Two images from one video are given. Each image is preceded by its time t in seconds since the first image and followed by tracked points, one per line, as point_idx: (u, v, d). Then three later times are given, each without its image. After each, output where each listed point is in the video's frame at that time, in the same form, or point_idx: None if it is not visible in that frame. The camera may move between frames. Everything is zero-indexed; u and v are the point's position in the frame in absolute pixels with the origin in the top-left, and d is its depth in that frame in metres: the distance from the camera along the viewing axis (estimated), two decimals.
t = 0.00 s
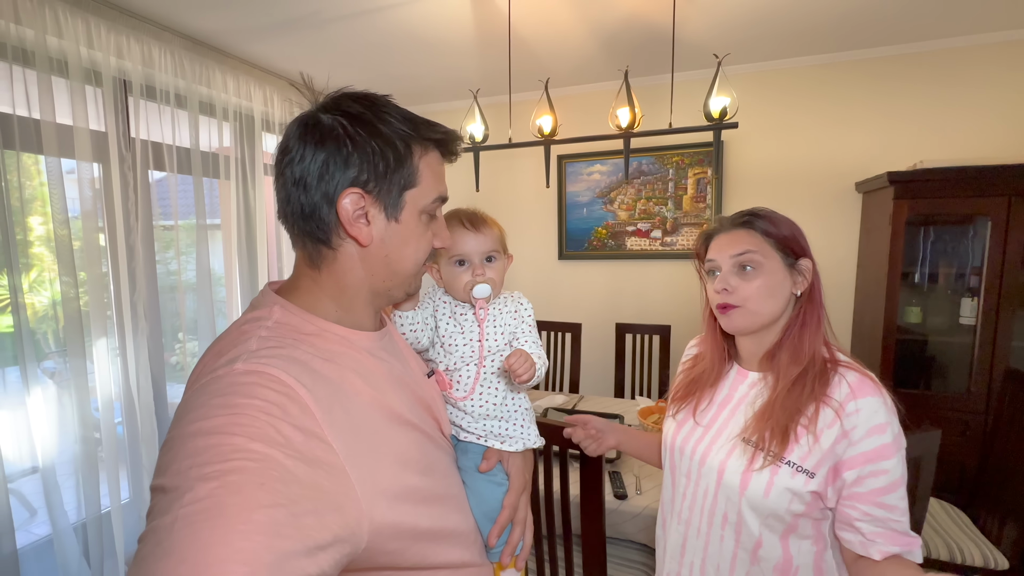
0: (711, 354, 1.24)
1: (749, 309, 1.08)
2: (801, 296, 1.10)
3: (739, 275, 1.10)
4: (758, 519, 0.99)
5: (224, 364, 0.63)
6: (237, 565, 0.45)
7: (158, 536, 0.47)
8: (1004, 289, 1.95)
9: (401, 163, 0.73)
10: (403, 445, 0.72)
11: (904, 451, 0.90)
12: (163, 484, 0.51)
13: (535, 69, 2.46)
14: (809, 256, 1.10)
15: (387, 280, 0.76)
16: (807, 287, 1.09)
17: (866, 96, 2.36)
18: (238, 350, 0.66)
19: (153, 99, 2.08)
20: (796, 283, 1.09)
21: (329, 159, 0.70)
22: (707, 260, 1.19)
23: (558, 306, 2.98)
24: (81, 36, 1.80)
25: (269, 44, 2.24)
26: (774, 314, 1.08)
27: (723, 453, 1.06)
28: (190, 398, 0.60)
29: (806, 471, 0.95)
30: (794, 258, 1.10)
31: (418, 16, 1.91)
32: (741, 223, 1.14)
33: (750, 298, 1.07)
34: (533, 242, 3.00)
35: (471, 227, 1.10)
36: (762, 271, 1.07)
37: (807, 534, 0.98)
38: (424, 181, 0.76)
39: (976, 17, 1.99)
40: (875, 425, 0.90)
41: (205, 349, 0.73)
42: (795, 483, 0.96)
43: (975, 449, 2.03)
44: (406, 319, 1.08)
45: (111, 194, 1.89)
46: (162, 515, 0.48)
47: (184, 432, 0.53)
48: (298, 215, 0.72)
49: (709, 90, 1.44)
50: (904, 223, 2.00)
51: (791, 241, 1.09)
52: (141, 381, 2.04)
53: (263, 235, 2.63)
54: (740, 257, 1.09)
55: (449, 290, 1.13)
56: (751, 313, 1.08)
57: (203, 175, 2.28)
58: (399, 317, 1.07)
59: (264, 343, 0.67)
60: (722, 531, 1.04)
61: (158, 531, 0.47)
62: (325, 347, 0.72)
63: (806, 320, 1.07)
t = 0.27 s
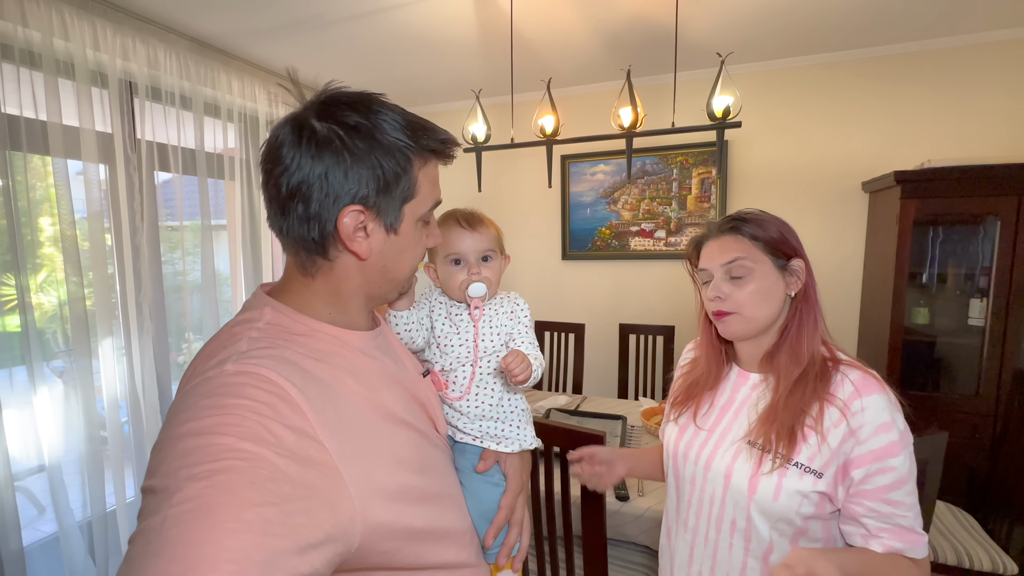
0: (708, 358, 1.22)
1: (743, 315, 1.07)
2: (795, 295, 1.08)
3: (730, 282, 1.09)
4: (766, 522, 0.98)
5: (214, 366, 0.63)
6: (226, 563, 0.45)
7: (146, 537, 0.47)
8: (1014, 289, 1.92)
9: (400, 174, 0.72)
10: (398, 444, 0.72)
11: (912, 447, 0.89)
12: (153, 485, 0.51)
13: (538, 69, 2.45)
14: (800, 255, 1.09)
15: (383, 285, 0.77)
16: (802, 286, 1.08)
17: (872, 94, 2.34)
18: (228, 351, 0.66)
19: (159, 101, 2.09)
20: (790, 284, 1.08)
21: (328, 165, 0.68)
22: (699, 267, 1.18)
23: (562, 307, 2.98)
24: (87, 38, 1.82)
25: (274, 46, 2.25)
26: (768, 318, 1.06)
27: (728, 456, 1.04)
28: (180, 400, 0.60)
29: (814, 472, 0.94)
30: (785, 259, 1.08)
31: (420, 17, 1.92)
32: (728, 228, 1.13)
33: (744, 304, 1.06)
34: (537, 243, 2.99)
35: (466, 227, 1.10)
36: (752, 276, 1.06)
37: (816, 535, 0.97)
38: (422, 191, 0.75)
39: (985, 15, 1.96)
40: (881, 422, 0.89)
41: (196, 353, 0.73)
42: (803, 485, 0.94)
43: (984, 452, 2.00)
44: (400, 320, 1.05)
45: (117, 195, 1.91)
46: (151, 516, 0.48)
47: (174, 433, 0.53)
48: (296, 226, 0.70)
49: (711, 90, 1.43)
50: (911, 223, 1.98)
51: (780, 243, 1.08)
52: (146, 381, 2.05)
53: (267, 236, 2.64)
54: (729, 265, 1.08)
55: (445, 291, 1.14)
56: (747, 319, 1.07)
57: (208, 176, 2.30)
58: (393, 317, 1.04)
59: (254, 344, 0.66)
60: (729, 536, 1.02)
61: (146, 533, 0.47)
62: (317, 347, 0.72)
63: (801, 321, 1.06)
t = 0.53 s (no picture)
0: (711, 355, 1.21)
1: (733, 315, 1.07)
2: (793, 300, 1.06)
3: (725, 280, 1.09)
4: (766, 526, 0.97)
5: (202, 374, 0.63)
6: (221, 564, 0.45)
7: (141, 543, 0.46)
8: None
9: (360, 193, 0.67)
10: (398, 441, 0.71)
11: (914, 451, 0.86)
12: (147, 494, 0.51)
13: (542, 68, 2.45)
14: (802, 260, 1.05)
15: (370, 293, 0.76)
16: (801, 292, 1.05)
17: (880, 92, 2.31)
18: (215, 358, 0.66)
19: (164, 102, 2.10)
20: (789, 289, 1.05)
21: (287, 193, 0.65)
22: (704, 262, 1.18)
23: (566, 307, 2.97)
24: (93, 40, 1.83)
25: (278, 47, 2.25)
26: (760, 319, 1.05)
27: (727, 458, 1.03)
28: (171, 409, 0.60)
29: (812, 475, 0.93)
30: (785, 262, 1.05)
31: (424, 17, 1.91)
32: (732, 226, 1.12)
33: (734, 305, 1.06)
34: (541, 243, 2.98)
35: (469, 221, 1.09)
36: (747, 277, 1.05)
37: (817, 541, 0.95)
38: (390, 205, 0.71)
39: (994, 11, 1.93)
40: (876, 423, 0.88)
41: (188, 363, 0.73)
42: (801, 489, 0.93)
43: (996, 455, 1.98)
44: (404, 312, 1.02)
45: (122, 196, 1.92)
46: (146, 521, 0.48)
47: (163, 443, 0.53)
48: (265, 252, 0.70)
49: (717, 87, 1.41)
50: (920, 222, 1.95)
51: (784, 247, 1.05)
52: (151, 381, 2.05)
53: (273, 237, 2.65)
54: (725, 263, 1.08)
55: (450, 285, 1.13)
56: (738, 320, 1.07)
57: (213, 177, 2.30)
58: (396, 310, 1.02)
59: (240, 350, 0.66)
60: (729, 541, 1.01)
61: (141, 540, 0.47)
62: (307, 349, 0.71)
63: (801, 326, 1.04)
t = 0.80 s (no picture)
0: (714, 353, 1.21)
1: (753, 315, 1.05)
2: (808, 301, 1.06)
3: (745, 279, 1.07)
4: (761, 521, 0.97)
5: (195, 381, 0.63)
6: (218, 562, 0.45)
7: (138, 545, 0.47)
8: None
9: (349, 203, 0.68)
10: (395, 440, 0.71)
11: (915, 450, 0.85)
12: (145, 502, 0.51)
13: (545, 67, 2.44)
14: (820, 261, 1.06)
15: (364, 298, 0.77)
16: (817, 292, 1.05)
17: (883, 89, 2.30)
18: (207, 366, 0.66)
19: (167, 102, 2.10)
20: (805, 288, 1.05)
21: (275, 206, 0.65)
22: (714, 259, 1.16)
23: (569, 306, 2.97)
24: (97, 40, 1.83)
25: (281, 47, 2.26)
26: (778, 320, 1.05)
27: (725, 452, 1.04)
28: (166, 417, 0.61)
29: (808, 472, 0.92)
30: (805, 263, 1.05)
31: (425, 16, 1.91)
32: (750, 223, 1.10)
33: (755, 305, 1.05)
34: (543, 242, 2.98)
35: (462, 218, 1.09)
36: (770, 276, 1.04)
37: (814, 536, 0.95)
38: (381, 213, 0.71)
39: (998, 7, 1.93)
40: (876, 422, 0.86)
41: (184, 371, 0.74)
42: (796, 485, 0.93)
43: (1001, 453, 1.97)
44: (400, 311, 1.04)
45: (126, 196, 1.92)
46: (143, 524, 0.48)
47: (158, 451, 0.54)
48: (256, 263, 0.70)
49: (721, 85, 1.41)
50: (924, 220, 1.95)
51: (802, 245, 1.05)
52: (155, 380, 2.06)
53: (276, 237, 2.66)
54: (747, 261, 1.06)
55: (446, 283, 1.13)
56: (756, 319, 1.05)
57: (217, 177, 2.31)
58: (393, 310, 1.03)
59: (232, 356, 0.67)
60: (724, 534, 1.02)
61: (141, 543, 0.47)
62: (300, 352, 0.71)
63: (810, 326, 1.04)
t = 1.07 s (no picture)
0: (713, 344, 1.21)
1: (754, 308, 1.05)
2: (810, 294, 1.06)
3: (749, 271, 1.06)
4: (762, 512, 0.98)
5: (190, 383, 0.63)
6: (215, 567, 0.44)
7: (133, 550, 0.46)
8: None
9: (342, 194, 0.67)
10: (394, 438, 0.71)
11: (916, 442, 0.85)
12: (139, 504, 0.50)
13: (542, 55, 2.41)
14: (823, 254, 1.06)
15: (362, 292, 0.76)
16: (819, 285, 1.05)
17: (882, 78, 2.29)
18: (203, 367, 0.65)
19: (158, 92, 2.07)
20: (807, 281, 1.05)
21: (267, 202, 0.64)
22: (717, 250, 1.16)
23: (567, 297, 2.96)
24: (84, 28, 1.79)
25: (273, 34, 2.22)
26: (779, 314, 1.05)
27: (726, 445, 1.04)
28: (162, 420, 0.60)
29: (810, 464, 0.93)
30: (809, 256, 1.05)
31: (419, 3, 1.88)
32: (756, 214, 1.09)
33: (757, 298, 1.05)
34: (541, 232, 2.97)
35: (451, 213, 1.08)
36: (774, 269, 1.03)
37: (816, 527, 0.96)
38: (375, 203, 0.70)
39: None
40: (878, 415, 0.86)
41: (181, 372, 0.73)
42: (798, 477, 0.94)
43: (993, 440, 2.00)
44: (393, 309, 1.04)
45: (118, 187, 1.89)
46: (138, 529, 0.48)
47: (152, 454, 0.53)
48: (252, 260, 0.69)
49: (721, 74, 1.39)
50: (923, 210, 1.95)
51: (807, 237, 1.05)
52: (153, 373, 2.05)
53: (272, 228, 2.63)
54: (751, 253, 1.05)
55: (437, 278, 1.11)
56: (758, 313, 1.05)
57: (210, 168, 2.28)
58: (386, 307, 1.03)
59: (229, 357, 0.66)
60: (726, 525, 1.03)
61: (136, 548, 0.47)
62: (297, 351, 0.70)
63: (811, 320, 1.04)
